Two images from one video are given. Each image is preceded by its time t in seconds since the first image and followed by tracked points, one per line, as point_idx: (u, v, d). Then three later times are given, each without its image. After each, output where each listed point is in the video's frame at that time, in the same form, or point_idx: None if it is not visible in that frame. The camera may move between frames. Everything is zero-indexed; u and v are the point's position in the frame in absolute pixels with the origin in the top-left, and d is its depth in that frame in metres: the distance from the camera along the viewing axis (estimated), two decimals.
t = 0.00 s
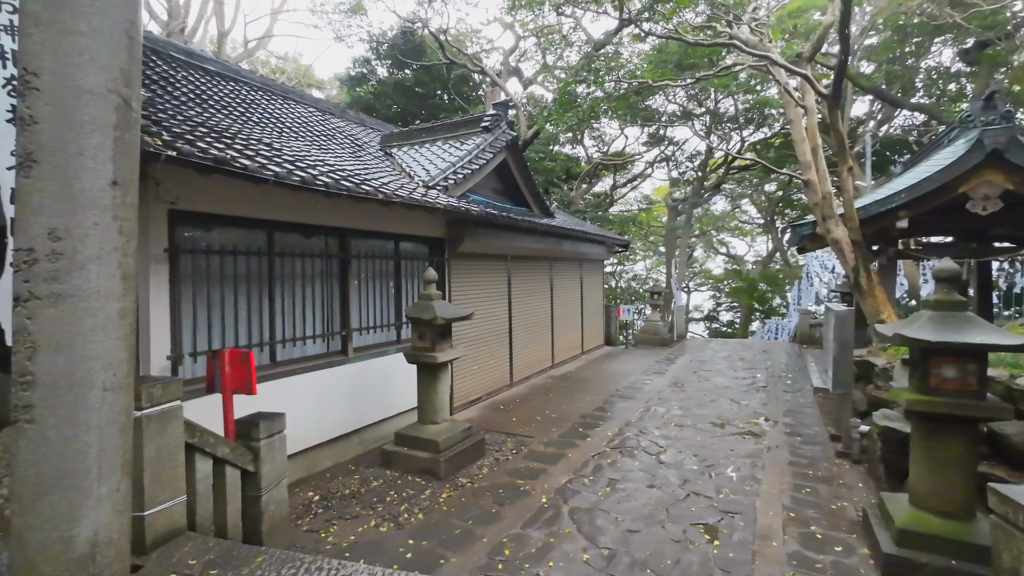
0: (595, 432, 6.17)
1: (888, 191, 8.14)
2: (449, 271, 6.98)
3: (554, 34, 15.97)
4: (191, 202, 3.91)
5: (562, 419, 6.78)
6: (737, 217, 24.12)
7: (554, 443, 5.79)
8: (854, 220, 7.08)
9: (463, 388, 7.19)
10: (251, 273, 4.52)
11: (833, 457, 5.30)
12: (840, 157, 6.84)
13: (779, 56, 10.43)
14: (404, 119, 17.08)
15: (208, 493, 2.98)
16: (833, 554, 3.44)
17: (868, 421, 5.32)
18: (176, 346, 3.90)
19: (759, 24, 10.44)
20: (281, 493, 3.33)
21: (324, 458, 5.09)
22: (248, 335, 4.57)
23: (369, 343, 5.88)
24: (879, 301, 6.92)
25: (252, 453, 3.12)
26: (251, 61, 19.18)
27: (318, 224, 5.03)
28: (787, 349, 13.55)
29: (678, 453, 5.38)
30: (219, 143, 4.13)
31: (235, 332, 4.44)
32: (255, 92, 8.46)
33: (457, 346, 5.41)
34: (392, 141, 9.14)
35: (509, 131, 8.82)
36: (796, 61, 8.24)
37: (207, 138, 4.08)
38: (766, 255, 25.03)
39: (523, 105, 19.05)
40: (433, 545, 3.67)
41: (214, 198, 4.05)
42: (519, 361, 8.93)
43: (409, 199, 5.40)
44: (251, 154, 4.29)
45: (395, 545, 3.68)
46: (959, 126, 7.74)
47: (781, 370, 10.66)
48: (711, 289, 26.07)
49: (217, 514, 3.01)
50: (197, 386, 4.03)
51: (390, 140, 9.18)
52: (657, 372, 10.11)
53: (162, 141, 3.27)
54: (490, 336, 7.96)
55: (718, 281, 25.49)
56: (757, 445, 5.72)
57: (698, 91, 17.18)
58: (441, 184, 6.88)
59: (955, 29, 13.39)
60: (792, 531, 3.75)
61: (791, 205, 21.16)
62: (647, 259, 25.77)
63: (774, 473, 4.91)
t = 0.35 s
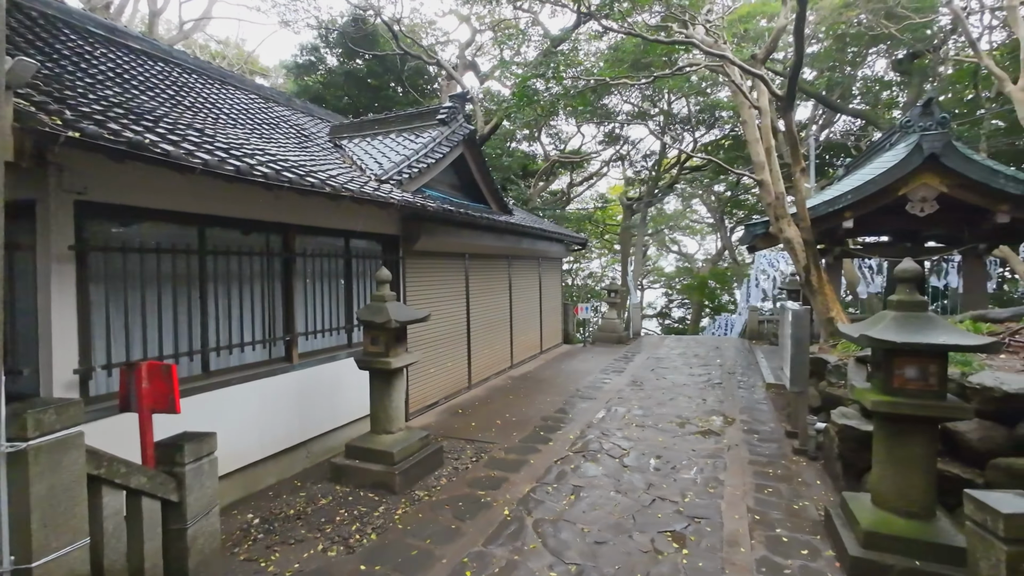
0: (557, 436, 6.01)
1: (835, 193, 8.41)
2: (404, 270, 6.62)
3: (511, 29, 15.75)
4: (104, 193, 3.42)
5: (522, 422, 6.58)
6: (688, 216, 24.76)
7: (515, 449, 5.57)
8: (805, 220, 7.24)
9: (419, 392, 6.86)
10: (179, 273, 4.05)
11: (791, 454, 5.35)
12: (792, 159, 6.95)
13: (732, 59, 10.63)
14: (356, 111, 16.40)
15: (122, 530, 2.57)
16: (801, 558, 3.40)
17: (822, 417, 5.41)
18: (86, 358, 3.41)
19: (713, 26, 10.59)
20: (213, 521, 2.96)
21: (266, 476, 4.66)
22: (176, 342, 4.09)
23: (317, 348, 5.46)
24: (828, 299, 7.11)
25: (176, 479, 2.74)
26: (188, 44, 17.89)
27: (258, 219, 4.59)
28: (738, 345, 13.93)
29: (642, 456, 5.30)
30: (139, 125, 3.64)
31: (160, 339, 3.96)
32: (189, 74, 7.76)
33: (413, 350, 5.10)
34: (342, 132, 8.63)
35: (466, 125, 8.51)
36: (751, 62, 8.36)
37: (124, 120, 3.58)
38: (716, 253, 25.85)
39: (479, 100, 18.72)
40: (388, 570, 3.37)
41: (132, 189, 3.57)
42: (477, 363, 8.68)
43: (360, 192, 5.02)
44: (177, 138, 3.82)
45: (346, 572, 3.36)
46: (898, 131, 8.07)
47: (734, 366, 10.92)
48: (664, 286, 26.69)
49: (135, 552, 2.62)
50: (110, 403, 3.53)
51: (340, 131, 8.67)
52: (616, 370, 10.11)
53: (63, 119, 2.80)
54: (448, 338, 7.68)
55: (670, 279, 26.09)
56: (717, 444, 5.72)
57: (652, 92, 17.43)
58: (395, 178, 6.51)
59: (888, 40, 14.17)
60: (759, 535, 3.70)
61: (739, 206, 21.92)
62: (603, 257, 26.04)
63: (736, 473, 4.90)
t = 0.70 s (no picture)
0: (523, 438, 5.76)
1: (793, 190, 8.54)
2: (359, 266, 6.20)
3: (472, 20, 15.38)
4: None
5: (486, 425, 6.29)
6: (647, 214, 25.10)
7: (480, 454, 5.28)
8: (767, 216, 7.27)
9: (377, 396, 6.47)
10: (96, 268, 3.53)
11: (759, 451, 5.30)
12: (755, 155, 6.93)
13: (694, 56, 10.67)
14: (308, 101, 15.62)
15: None
16: (780, 562, 3.28)
17: (788, 413, 5.39)
18: None
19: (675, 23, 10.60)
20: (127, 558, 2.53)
21: (203, 494, 4.18)
22: (92, 347, 3.57)
23: (263, 351, 4.98)
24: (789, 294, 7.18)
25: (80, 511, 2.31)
26: (121, 23, 16.56)
27: (192, 208, 4.09)
28: (697, 341, 14.13)
29: (612, 458, 5.12)
30: (41, 94, 3.12)
31: (72, 344, 3.44)
32: (116, 50, 7.02)
33: (370, 351, 4.72)
34: (292, 119, 8.07)
35: (426, 114, 8.11)
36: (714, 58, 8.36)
37: (21, 86, 3.05)
38: (673, 251, 26.35)
39: (439, 93, 18.25)
40: None
41: (32, 168, 3.05)
42: (439, 363, 8.33)
43: (310, 180, 4.59)
44: (90, 111, 3.31)
45: None
46: (853, 130, 8.25)
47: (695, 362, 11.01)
48: (623, 284, 26.99)
49: None
50: None
51: (290, 117, 8.09)
52: (580, 368, 9.98)
53: None
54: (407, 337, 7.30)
55: (630, 276, 26.39)
56: (686, 443, 5.61)
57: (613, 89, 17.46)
58: (349, 167, 6.07)
59: (836, 46, 14.72)
60: (736, 539, 3.56)
61: (696, 204, 22.38)
62: (564, 255, 26.06)
63: (707, 472, 4.79)
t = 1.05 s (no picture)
0: (504, 445, 5.53)
1: (772, 189, 8.54)
2: (330, 266, 5.85)
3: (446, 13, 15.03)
4: None
5: (466, 431, 6.03)
6: (622, 213, 25.16)
7: (459, 463, 5.02)
8: (749, 215, 7.22)
9: (349, 402, 6.14)
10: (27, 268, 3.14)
11: (745, 454, 5.20)
12: (737, 153, 6.85)
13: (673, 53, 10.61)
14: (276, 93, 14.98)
15: None
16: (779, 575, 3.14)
17: (775, 414, 5.30)
18: None
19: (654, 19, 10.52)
20: None
21: (157, 515, 3.79)
22: (23, 357, 3.17)
23: (224, 357, 4.61)
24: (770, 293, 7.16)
25: None
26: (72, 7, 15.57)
27: (142, 202, 3.71)
28: (674, 340, 14.15)
29: (598, 464, 4.93)
30: None
31: None
32: (61, 31, 6.47)
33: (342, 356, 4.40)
34: (258, 109, 7.63)
35: (401, 106, 7.76)
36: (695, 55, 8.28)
37: None
38: (648, 250, 26.52)
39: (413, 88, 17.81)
40: None
41: None
42: (415, 366, 8.03)
43: (275, 172, 4.24)
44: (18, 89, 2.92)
45: None
46: (830, 129, 8.29)
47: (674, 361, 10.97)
48: (597, 283, 27.03)
49: None
50: None
51: (255, 107, 7.63)
52: (559, 369, 9.80)
53: None
54: (382, 339, 6.99)
55: (605, 275, 26.40)
56: (672, 446, 5.47)
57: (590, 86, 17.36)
58: (318, 160, 5.72)
59: (807, 49, 14.98)
60: (732, 550, 3.41)
61: (671, 203, 22.53)
62: (539, 253, 25.90)
63: (696, 477, 4.65)
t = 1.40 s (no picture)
0: (495, 450, 5.28)
1: (763, 186, 8.45)
2: (309, 262, 5.51)
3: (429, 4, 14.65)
4: None
5: (454, 435, 5.76)
6: (605, 210, 25.09)
7: (448, 471, 4.74)
8: (741, 211, 7.09)
9: (330, 407, 5.82)
10: None
11: (744, 456, 5.04)
12: (731, 147, 6.70)
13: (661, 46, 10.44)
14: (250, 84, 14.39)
15: None
16: None
17: (774, 415, 5.16)
18: None
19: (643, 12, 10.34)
20: None
21: (117, 537, 3.43)
22: None
23: (192, 362, 4.25)
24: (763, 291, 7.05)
25: None
26: None
27: (97, 191, 3.33)
28: (660, 338, 14.07)
29: (594, 470, 4.72)
30: None
31: None
32: (12, 8, 5.95)
33: (322, 360, 4.08)
34: (230, 97, 7.20)
35: (383, 95, 7.41)
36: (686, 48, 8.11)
37: None
38: (630, 248, 26.53)
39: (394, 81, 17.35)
40: None
41: None
42: (399, 367, 7.72)
43: (249, 160, 3.90)
44: None
45: None
46: (820, 125, 8.23)
47: (662, 360, 10.85)
48: (580, 281, 26.89)
49: None
50: None
51: (227, 95, 7.19)
52: (547, 368, 9.58)
53: None
54: (364, 340, 6.67)
55: (587, 273, 26.30)
56: (669, 449, 5.30)
57: (575, 81, 17.17)
58: (296, 151, 5.37)
59: (789, 47, 15.04)
60: (743, 563, 3.23)
61: (654, 201, 22.53)
62: (522, 251, 25.65)
63: (697, 482, 4.47)
